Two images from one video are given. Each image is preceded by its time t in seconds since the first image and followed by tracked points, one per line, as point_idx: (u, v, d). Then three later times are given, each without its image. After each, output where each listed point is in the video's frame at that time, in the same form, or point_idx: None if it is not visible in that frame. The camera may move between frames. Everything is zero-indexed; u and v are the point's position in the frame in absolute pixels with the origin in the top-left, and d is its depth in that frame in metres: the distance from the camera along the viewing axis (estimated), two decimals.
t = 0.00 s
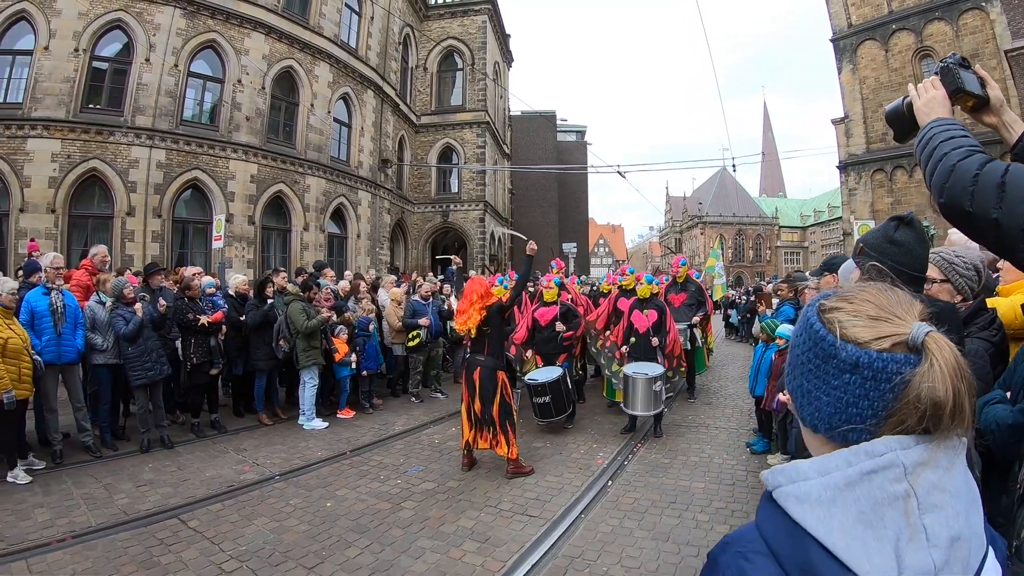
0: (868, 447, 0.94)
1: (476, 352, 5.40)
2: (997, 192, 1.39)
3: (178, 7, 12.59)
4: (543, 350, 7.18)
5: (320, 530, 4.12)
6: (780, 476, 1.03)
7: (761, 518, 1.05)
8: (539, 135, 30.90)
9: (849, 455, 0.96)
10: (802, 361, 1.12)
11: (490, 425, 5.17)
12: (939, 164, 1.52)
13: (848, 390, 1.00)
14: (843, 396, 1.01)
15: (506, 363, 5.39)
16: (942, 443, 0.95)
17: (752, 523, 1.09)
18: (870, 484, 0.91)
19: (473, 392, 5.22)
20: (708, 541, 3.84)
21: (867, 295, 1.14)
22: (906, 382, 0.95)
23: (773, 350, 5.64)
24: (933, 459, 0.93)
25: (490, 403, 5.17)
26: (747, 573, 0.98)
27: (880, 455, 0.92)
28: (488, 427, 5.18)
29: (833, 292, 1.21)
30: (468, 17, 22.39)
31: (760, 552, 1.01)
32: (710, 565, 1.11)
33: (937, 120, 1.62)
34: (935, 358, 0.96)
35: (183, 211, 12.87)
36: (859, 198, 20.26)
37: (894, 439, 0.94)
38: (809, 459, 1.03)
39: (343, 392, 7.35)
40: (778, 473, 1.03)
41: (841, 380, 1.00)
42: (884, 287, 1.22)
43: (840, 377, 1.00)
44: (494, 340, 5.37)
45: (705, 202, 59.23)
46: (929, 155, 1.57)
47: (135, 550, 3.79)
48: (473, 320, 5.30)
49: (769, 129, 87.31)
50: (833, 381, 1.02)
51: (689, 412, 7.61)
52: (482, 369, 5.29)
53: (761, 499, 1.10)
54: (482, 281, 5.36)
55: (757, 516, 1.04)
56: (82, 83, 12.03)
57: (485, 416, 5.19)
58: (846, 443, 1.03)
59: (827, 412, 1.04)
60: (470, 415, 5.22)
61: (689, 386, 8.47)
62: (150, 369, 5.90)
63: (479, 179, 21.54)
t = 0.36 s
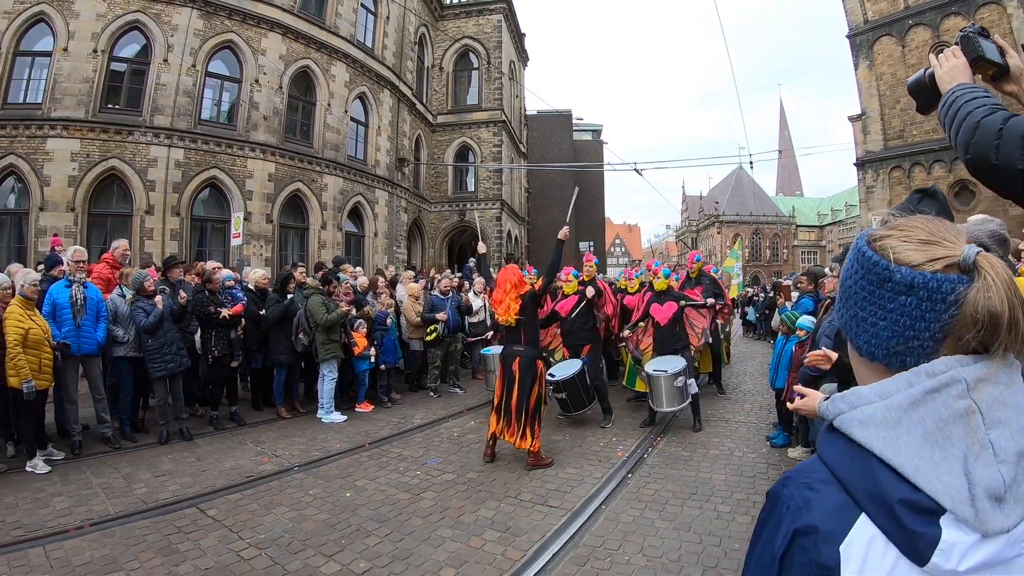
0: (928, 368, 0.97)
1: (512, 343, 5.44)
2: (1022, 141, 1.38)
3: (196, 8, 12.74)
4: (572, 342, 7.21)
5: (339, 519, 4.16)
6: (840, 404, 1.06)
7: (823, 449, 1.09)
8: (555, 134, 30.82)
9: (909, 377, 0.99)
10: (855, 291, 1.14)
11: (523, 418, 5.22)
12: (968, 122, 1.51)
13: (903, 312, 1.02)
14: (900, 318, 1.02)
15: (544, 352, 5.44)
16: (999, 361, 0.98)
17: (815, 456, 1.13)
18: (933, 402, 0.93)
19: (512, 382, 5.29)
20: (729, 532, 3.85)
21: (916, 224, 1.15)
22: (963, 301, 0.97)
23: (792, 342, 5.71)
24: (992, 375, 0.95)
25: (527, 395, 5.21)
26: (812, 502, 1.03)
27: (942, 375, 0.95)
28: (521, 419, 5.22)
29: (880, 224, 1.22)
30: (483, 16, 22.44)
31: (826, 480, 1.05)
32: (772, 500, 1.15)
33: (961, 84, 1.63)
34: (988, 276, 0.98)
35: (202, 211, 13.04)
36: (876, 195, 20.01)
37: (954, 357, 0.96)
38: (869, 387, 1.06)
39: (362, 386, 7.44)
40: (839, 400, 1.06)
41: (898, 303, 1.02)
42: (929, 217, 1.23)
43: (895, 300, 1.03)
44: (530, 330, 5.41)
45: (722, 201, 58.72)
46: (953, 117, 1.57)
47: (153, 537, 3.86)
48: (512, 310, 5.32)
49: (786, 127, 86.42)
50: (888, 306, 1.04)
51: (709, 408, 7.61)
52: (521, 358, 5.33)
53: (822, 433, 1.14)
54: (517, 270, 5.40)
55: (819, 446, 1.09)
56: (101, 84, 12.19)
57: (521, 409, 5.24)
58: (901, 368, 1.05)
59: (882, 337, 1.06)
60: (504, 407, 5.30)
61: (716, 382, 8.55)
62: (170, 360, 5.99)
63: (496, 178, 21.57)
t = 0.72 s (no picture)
0: (960, 337, 0.92)
1: (535, 339, 5.49)
2: None
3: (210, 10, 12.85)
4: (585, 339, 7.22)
5: (352, 514, 4.18)
6: (868, 377, 0.99)
7: (848, 427, 1.00)
8: (570, 133, 30.77)
9: (940, 347, 0.93)
10: (878, 262, 1.08)
11: (550, 418, 5.21)
12: (982, 99, 1.41)
13: (933, 278, 0.96)
14: (928, 287, 0.96)
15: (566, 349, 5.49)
16: None
17: (840, 435, 1.03)
18: (966, 373, 0.87)
19: (537, 381, 5.30)
20: (745, 530, 3.83)
21: (940, 193, 1.11)
22: (996, 265, 0.92)
23: (810, 338, 5.69)
24: None
25: (552, 394, 5.23)
26: (841, 482, 0.93)
27: (974, 344, 0.89)
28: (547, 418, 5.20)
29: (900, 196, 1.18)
30: (497, 16, 22.45)
31: (854, 458, 0.95)
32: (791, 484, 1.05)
33: (977, 63, 1.54)
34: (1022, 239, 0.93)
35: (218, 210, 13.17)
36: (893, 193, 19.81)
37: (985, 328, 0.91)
38: (895, 360, 0.99)
39: (377, 383, 7.49)
40: (866, 373, 0.99)
41: (925, 271, 0.96)
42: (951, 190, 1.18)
43: (923, 266, 0.97)
44: (553, 326, 5.43)
45: (737, 200, 58.33)
46: (970, 94, 1.46)
47: (166, 531, 3.90)
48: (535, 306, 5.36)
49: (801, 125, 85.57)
50: (915, 272, 0.98)
51: (725, 406, 7.58)
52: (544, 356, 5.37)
53: (846, 411, 1.05)
54: (542, 266, 5.41)
55: (844, 423, 1.00)
56: (117, 85, 12.34)
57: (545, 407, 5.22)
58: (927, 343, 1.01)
59: (911, 306, 0.99)
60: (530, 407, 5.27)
61: (733, 380, 8.55)
62: (185, 357, 6.05)
63: (511, 177, 21.57)
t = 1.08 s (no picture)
0: (980, 321, 0.93)
1: (544, 338, 5.50)
2: None
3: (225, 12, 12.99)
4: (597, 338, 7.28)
5: (367, 512, 4.21)
6: (888, 363, 1.01)
7: (869, 413, 1.02)
8: (584, 133, 30.69)
9: (960, 332, 0.95)
10: (897, 249, 1.12)
11: (557, 414, 5.24)
12: (998, 87, 1.42)
13: (950, 263, 0.99)
14: (947, 272, 1.00)
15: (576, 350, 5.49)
16: None
17: (861, 421, 1.05)
18: (986, 356, 0.88)
19: (543, 377, 5.34)
20: (761, 530, 3.82)
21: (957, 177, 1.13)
22: (1011, 249, 0.95)
23: (828, 337, 5.65)
24: None
25: (558, 390, 5.26)
26: (862, 469, 0.96)
27: (993, 326, 0.91)
28: (553, 413, 5.25)
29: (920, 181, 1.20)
30: (511, 16, 22.47)
31: (875, 445, 0.97)
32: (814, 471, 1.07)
33: (993, 54, 1.56)
34: None
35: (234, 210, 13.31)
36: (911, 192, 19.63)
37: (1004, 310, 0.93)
38: (916, 346, 1.01)
39: (392, 382, 7.55)
40: (885, 359, 1.02)
41: (944, 256, 1.00)
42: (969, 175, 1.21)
43: (942, 251, 1.00)
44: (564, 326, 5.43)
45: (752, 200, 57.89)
46: (989, 84, 1.46)
47: (183, 527, 3.96)
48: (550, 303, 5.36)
49: (816, 124, 84.72)
50: (935, 257, 1.01)
51: (741, 406, 7.55)
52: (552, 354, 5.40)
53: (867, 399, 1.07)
54: (558, 264, 5.35)
55: (865, 409, 1.02)
56: (133, 87, 12.49)
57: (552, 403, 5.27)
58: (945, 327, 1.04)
59: (930, 290, 1.03)
60: (536, 401, 5.32)
61: (740, 381, 8.51)
62: (202, 355, 6.10)
63: (526, 177, 21.56)
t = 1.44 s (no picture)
0: (969, 361, 0.88)
1: (536, 338, 5.49)
2: None
3: (232, 14, 13.04)
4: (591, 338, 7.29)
5: (371, 515, 4.21)
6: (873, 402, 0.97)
7: (854, 451, 0.99)
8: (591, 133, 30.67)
9: (947, 372, 0.90)
10: (887, 280, 1.06)
11: (552, 416, 5.23)
12: (1005, 94, 1.42)
13: (941, 300, 0.92)
14: (937, 308, 0.93)
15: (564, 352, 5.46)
16: None
17: (846, 457, 1.03)
18: (972, 401, 0.84)
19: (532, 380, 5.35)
20: (766, 535, 3.80)
21: (954, 204, 1.05)
22: (1008, 285, 0.86)
23: (834, 340, 5.62)
24: None
25: (550, 394, 5.25)
26: (840, 509, 0.95)
27: (982, 367, 0.86)
28: (548, 415, 5.24)
29: (915, 206, 1.12)
30: (517, 16, 22.48)
31: (856, 485, 0.96)
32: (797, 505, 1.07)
33: (1001, 60, 1.55)
34: None
35: (241, 211, 13.36)
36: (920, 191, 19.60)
37: (995, 351, 0.87)
38: (903, 384, 0.97)
39: (398, 384, 7.56)
40: (871, 398, 0.98)
41: (934, 291, 0.93)
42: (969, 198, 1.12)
43: (932, 286, 0.93)
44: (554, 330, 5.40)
45: (760, 199, 57.70)
46: (996, 93, 1.46)
47: (188, 530, 3.96)
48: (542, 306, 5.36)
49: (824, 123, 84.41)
50: (925, 293, 0.95)
51: (747, 408, 7.52)
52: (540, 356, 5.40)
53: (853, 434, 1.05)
54: (557, 268, 5.38)
55: (849, 448, 0.99)
56: (140, 90, 12.56)
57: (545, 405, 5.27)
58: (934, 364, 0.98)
59: (919, 326, 0.97)
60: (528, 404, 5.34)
61: (746, 383, 8.46)
62: (209, 358, 6.14)
63: (533, 177, 21.55)
